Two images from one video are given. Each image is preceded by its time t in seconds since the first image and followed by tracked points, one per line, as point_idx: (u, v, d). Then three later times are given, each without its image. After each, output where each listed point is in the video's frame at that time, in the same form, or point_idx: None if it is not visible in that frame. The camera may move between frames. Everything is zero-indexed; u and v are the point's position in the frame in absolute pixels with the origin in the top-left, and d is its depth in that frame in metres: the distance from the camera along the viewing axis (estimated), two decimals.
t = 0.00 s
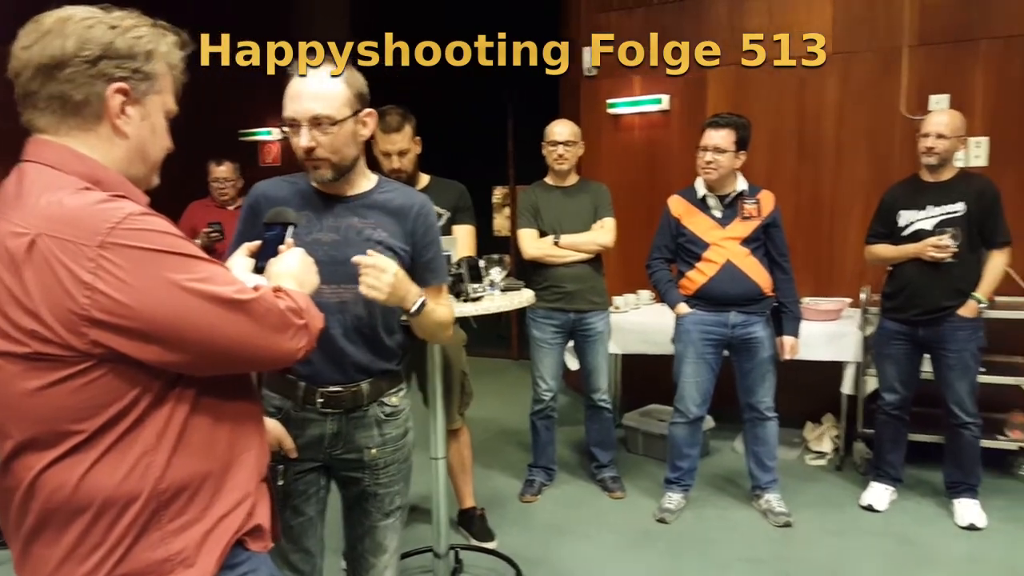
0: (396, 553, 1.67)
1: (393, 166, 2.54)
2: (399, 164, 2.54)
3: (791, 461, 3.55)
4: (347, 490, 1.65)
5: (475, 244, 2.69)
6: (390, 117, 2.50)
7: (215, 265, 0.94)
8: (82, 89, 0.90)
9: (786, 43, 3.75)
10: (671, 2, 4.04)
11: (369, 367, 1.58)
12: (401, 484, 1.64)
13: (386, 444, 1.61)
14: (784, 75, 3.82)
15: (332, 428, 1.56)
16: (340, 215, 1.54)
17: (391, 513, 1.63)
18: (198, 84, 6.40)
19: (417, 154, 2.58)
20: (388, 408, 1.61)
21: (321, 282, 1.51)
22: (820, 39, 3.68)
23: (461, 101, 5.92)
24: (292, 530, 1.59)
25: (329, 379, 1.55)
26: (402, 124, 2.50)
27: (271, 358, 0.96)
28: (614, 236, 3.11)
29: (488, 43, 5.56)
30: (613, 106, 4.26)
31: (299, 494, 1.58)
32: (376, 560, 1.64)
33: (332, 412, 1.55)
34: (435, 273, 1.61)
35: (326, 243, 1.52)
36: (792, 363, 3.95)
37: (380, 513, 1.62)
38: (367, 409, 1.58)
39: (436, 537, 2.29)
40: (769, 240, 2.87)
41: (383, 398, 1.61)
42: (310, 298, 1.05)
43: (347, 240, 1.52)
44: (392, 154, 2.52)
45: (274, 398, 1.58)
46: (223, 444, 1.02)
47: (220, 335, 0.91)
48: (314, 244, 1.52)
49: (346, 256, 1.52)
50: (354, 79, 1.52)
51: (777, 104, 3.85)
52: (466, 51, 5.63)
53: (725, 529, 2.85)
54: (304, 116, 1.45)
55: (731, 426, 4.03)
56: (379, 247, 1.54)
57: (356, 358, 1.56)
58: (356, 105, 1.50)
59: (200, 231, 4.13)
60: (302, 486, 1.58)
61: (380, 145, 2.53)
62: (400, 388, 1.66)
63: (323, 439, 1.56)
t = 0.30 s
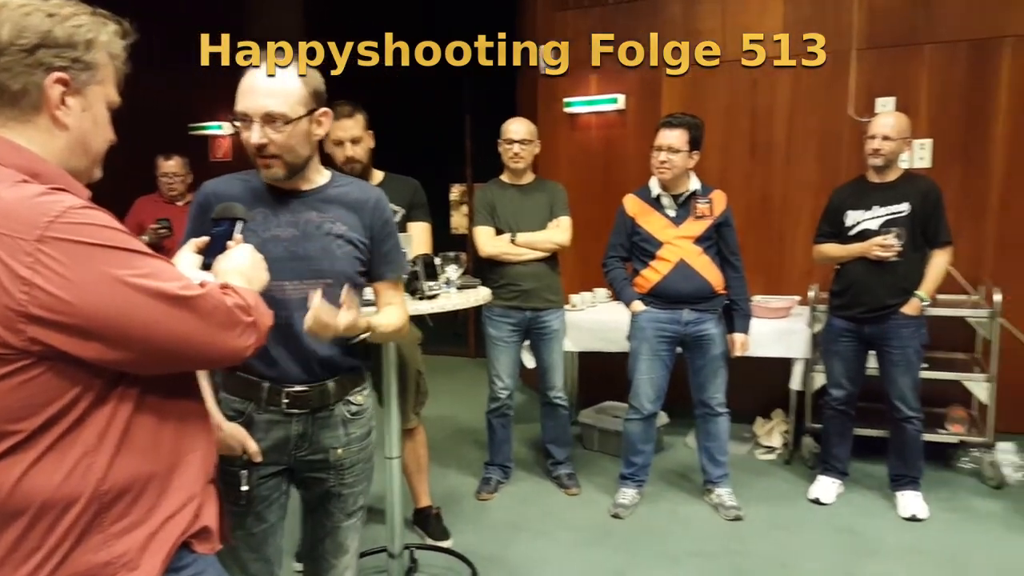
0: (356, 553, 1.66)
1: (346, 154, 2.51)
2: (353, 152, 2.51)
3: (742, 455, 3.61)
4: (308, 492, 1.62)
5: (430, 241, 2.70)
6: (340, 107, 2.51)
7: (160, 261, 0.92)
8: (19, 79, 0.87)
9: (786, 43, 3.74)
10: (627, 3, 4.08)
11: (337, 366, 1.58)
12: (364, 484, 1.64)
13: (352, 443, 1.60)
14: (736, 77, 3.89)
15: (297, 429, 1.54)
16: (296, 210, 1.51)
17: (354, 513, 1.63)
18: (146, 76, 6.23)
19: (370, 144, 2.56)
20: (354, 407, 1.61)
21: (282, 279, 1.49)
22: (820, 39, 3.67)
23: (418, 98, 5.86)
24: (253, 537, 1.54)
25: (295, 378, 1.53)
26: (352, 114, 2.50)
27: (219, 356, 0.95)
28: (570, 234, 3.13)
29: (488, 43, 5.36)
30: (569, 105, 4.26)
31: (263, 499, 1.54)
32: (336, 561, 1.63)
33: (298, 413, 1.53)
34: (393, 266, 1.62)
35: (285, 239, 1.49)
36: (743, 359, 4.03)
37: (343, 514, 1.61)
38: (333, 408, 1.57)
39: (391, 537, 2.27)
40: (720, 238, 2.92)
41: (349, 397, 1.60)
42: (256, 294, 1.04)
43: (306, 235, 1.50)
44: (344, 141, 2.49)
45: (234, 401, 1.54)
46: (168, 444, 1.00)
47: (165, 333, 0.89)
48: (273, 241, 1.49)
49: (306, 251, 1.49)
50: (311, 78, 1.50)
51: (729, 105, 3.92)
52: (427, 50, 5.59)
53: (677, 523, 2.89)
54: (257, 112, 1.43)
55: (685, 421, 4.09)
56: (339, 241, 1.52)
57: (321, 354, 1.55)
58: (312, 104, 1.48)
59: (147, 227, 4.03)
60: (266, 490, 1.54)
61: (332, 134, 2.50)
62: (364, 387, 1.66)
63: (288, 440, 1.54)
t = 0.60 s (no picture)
0: (331, 554, 1.66)
1: (310, 144, 2.48)
2: (316, 141, 2.48)
3: (711, 453, 3.65)
4: (284, 494, 1.61)
5: (399, 239, 2.69)
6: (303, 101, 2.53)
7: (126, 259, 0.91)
8: None
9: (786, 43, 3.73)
10: (597, 5, 4.10)
11: (316, 366, 1.57)
12: (341, 485, 1.64)
13: (330, 444, 1.60)
14: (705, 79, 3.93)
15: (276, 431, 1.53)
16: (270, 207, 1.49)
17: (331, 514, 1.62)
18: (111, 72, 6.14)
19: (335, 135, 2.54)
20: (333, 407, 1.60)
21: (259, 277, 1.47)
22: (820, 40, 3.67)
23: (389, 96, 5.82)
24: (231, 543, 1.51)
25: (274, 378, 1.51)
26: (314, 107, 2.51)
27: (187, 355, 0.94)
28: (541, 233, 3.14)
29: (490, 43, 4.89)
30: (540, 105, 4.25)
31: (240, 503, 1.52)
32: (312, 563, 1.62)
33: (277, 414, 1.52)
34: (365, 265, 1.63)
35: (260, 236, 1.47)
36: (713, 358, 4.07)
37: (320, 516, 1.61)
38: (312, 408, 1.57)
39: (362, 538, 2.26)
40: (689, 238, 2.96)
41: (327, 396, 1.60)
42: (222, 292, 1.03)
43: (281, 233, 1.48)
44: (308, 131, 2.47)
45: (209, 404, 1.51)
46: (135, 445, 0.99)
47: (132, 331, 0.88)
48: (247, 239, 1.47)
49: (283, 249, 1.48)
50: (284, 75, 1.49)
51: (699, 106, 3.95)
52: (407, 50, 5.50)
53: (649, 521, 2.92)
54: (228, 106, 1.41)
55: (656, 419, 4.12)
56: (315, 238, 1.51)
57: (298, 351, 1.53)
58: (286, 101, 1.47)
59: (112, 225, 3.96)
60: (243, 495, 1.52)
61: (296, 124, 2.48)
62: (342, 386, 1.65)
63: (267, 442, 1.53)
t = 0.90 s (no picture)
0: (306, 559, 1.65)
1: (280, 141, 2.43)
2: (288, 140, 2.45)
3: (687, 453, 3.68)
4: (258, 499, 1.60)
5: (371, 241, 2.69)
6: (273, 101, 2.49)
7: (96, 261, 0.89)
8: None
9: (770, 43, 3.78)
10: (574, 8, 4.11)
11: (290, 370, 1.56)
12: (315, 489, 1.63)
13: (305, 448, 1.59)
14: (682, 82, 3.96)
15: (250, 435, 1.52)
16: (245, 210, 1.48)
17: (305, 519, 1.61)
18: (83, 71, 6.05)
19: (305, 134, 2.53)
20: (308, 410, 1.60)
21: (234, 280, 1.45)
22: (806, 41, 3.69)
23: (365, 97, 5.78)
24: (204, 549, 1.49)
25: (248, 382, 1.50)
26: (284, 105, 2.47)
27: (159, 358, 0.93)
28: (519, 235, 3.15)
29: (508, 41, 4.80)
30: (517, 107, 4.25)
31: (213, 509, 1.50)
32: (286, 569, 1.61)
33: (252, 418, 1.51)
34: (342, 269, 1.63)
35: (236, 239, 1.46)
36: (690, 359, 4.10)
37: (294, 520, 1.60)
38: (287, 412, 1.56)
39: (337, 543, 2.25)
40: (665, 241, 2.98)
41: (303, 400, 1.59)
42: (194, 295, 1.03)
43: (257, 236, 1.47)
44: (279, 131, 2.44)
45: (183, 408, 1.49)
46: (106, 449, 0.98)
47: (103, 335, 0.87)
48: (222, 242, 1.45)
49: (258, 252, 1.47)
50: (260, 76, 1.48)
51: (675, 110, 3.99)
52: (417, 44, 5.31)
53: (625, 522, 2.93)
54: (204, 105, 1.40)
55: (633, 420, 4.15)
56: (291, 241, 1.50)
57: (272, 355, 1.51)
58: (262, 101, 1.46)
59: (84, 227, 3.90)
60: (216, 500, 1.50)
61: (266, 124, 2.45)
62: (317, 390, 1.65)
63: (241, 446, 1.51)
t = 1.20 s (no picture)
0: (271, 566, 1.63)
1: (245, 147, 2.41)
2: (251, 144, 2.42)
3: (657, 454, 3.71)
4: (221, 506, 1.59)
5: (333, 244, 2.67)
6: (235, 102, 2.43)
7: (53, 264, 0.90)
8: None
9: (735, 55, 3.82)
10: (545, 12, 4.13)
11: (251, 375, 1.54)
12: (280, 495, 1.61)
13: (268, 454, 1.57)
14: (652, 86, 3.99)
15: (210, 441, 1.50)
16: (206, 213, 1.47)
17: (269, 526, 1.60)
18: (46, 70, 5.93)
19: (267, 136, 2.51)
20: (271, 416, 1.58)
21: (192, 284, 1.44)
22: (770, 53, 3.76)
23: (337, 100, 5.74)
24: (163, 556, 1.49)
25: (207, 388, 1.49)
26: (249, 109, 2.44)
27: (116, 361, 0.94)
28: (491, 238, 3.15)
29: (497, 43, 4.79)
30: (490, 110, 4.25)
31: (171, 515, 1.49)
32: None
33: (211, 424, 1.49)
34: (308, 272, 1.61)
35: (195, 243, 1.45)
36: (660, 361, 4.14)
37: (257, 527, 1.58)
38: (248, 418, 1.54)
39: (305, 550, 2.24)
40: (635, 244, 3.00)
41: (265, 405, 1.57)
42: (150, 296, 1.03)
43: (218, 239, 1.46)
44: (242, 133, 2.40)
45: (141, 414, 1.48)
46: (62, 456, 0.97)
47: (59, 338, 0.87)
48: (182, 245, 1.44)
49: (218, 256, 1.45)
50: (224, 75, 1.46)
51: (645, 115, 4.02)
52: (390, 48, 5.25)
53: (595, 523, 2.95)
54: (166, 102, 1.39)
55: (604, 422, 4.17)
56: (253, 245, 1.48)
57: (232, 362, 1.51)
58: (225, 101, 1.45)
59: (46, 229, 3.83)
60: (174, 507, 1.50)
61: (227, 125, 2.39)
62: (281, 395, 1.63)
63: (200, 453, 1.50)
